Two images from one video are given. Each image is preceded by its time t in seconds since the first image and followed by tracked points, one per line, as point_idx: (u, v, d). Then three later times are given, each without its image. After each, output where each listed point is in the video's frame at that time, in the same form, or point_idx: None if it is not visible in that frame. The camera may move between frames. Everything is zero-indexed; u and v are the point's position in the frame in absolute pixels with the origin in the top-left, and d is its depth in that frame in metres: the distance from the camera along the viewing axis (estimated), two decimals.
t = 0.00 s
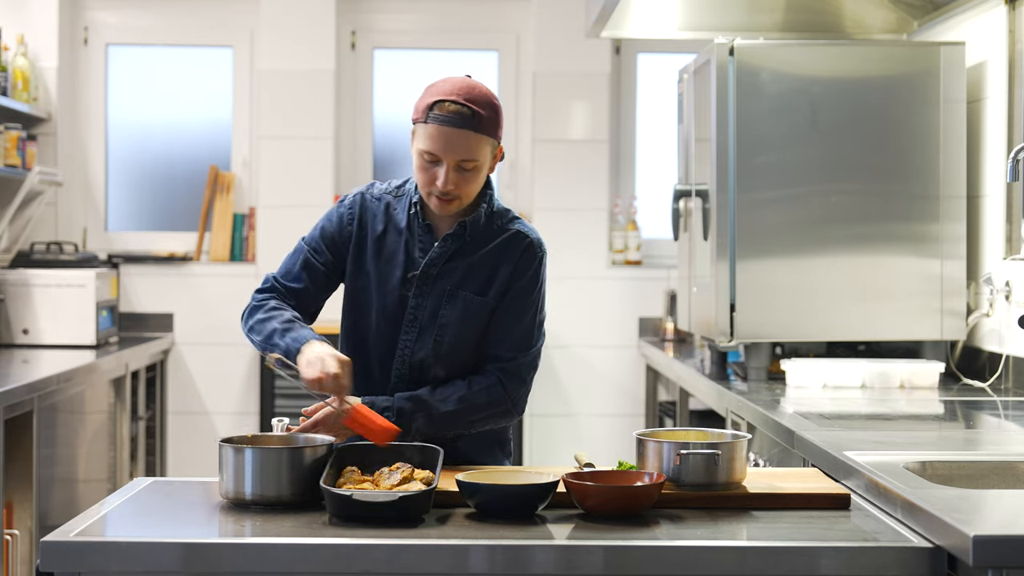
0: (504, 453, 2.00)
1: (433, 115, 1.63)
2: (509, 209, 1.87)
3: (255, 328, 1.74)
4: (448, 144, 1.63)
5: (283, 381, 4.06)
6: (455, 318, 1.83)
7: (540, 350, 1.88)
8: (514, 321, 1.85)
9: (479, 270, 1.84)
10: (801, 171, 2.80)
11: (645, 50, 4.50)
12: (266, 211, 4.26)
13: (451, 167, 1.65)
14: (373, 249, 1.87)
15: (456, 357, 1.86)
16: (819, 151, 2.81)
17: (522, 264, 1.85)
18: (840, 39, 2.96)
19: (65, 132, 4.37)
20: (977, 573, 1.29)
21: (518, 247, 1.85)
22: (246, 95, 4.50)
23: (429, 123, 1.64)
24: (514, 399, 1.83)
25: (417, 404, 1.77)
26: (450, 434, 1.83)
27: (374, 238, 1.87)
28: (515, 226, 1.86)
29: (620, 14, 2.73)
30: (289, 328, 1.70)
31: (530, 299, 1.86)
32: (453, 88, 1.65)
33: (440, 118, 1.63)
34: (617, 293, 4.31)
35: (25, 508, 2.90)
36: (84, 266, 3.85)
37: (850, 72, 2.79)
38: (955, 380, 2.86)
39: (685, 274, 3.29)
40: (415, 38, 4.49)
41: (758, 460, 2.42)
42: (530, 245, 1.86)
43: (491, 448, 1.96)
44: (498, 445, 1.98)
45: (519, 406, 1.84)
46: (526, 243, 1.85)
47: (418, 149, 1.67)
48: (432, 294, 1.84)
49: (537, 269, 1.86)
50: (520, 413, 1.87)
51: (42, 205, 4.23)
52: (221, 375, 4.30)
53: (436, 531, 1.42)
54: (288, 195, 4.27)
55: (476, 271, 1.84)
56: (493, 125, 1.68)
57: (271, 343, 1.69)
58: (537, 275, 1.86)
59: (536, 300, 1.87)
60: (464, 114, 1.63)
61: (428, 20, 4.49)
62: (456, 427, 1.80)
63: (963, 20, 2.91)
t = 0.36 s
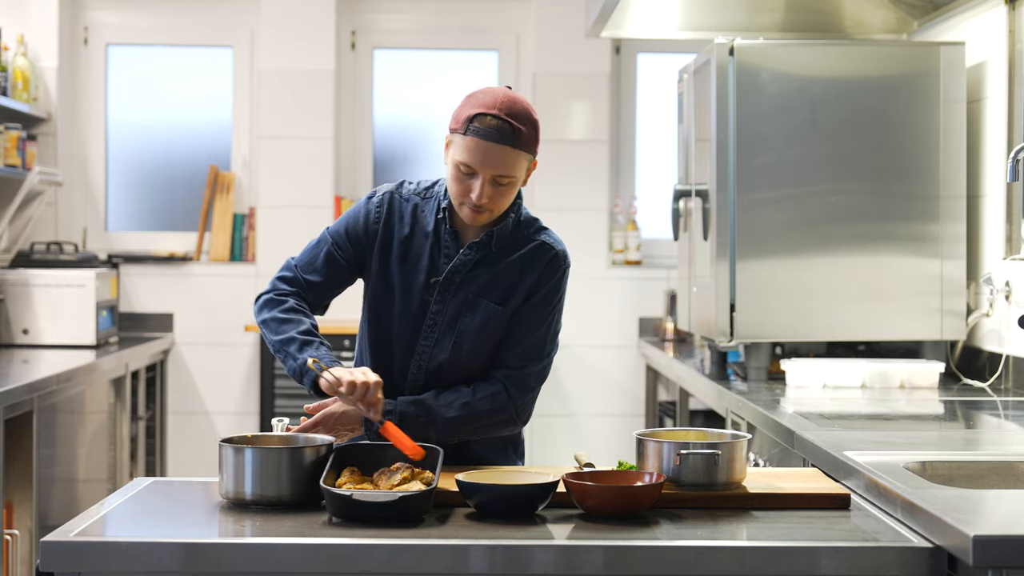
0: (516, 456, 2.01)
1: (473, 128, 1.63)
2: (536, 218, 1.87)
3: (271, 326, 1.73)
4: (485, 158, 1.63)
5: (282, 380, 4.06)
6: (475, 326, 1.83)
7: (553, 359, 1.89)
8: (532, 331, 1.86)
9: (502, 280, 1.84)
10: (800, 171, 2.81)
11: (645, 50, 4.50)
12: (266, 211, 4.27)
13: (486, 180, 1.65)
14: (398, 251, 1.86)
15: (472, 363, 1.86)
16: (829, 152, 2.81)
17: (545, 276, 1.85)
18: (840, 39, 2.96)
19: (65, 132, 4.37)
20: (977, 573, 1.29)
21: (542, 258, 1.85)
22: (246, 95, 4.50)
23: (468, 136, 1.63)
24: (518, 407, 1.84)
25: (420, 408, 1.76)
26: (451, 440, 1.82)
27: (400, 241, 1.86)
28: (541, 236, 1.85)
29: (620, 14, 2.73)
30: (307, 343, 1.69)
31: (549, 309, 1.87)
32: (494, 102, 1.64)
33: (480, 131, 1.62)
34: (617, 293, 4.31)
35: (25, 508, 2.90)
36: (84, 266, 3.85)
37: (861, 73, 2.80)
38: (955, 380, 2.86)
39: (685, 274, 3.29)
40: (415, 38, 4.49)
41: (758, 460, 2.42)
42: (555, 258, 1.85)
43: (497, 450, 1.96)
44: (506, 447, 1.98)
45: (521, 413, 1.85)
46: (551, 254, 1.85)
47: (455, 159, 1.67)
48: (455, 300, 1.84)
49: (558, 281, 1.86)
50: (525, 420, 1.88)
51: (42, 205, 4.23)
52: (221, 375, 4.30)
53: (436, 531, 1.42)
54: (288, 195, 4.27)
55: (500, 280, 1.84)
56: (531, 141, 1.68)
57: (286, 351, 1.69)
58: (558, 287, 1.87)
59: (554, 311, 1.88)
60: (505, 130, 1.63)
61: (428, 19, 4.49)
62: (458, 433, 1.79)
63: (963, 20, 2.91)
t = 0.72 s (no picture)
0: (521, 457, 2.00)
1: (486, 131, 1.63)
2: (545, 221, 1.88)
3: (276, 316, 1.74)
4: (497, 162, 1.63)
5: (282, 380, 4.06)
6: (480, 327, 1.84)
7: (556, 362, 1.89)
8: (535, 334, 1.86)
9: (509, 282, 1.84)
10: (801, 170, 2.81)
11: (645, 50, 4.50)
12: (266, 212, 4.27)
13: (497, 184, 1.65)
14: (406, 250, 1.86)
15: (475, 364, 1.86)
16: (831, 151, 2.81)
17: (551, 279, 1.86)
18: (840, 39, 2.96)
19: (65, 132, 4.37)
20: (977, 573, 1.29)
21: (549, 262, 1.85)
22: (246, 95, 4.50)
23: (481, 138, 1.63)
24: (519, 409, 1.83)
25: (419, 409, 1.76)
26: (451, 442, 1.82)
27: (408, 240, 1.86)
28: (548, 240, 1.86)
29: (620, 14, 2.72)
30: (311, 332, 1.69)
31: (554, 313, 1.87)
32: (509, 106, 1.65)
33: (493, 135, 1.63)
34: (617, 293, 4.31)
35: (25, 508, 2.90)
36: (84, 266, 3.85)
37: (865, 73, 2.79)
38: (955, 379, 2.86)
39: (685, 274, 3.29)
40: (415, 38, 4.49)
41: (758, 460, 2.42)
42: (562, 261, 1.86)
43: (498, 451, 1.95)
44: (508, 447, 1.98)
45: (522, 416, 1.84)
46: (558, 258, 1.85)
47: (466, 162, 1.67)
48: (460, 301, 1.84)
49: (564, 285, 1.87)
50: (526, 423, 1.88)
51: (42, 205, 4.23)
52: (221, 375, 4.30)
53: (436, 531, 1.42)
54: (288, 195, 4.27)
55: (506, 282, 1.84)
56: (544, 147, 1.68)
57: (289, 340, 1.69)
58: (564, 292, 1.87)
59: (559, 315, 1.88)
60: (519, 135, 1.63)
61: (427, 19, 4.49)
62: (457, 435, 1.79)
63: (963, 20, 2.91)
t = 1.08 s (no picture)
0: (518, 456, 2.01)
1: (488, 132, 1.63)
2: (543, 221, 1.88)
3: (280, 309, 1.71)
4: (498, 163, 1.63)
5: (282, 380, 4.06)
6: (480, 327, 1.84)
7: (555, 362, 1.89)
8: (535, 334, 1.87)
9: (508, 282, 1.84)
10: (801, 170, 2.81)
11: (645, 50, 4.50)
12: (266, 212, 4.27)
13: (498, 186, 1.65)
14: (406, 250, 1.86)
15: (475, 364, 1.87)
16: (831, 151, 2.81)
17: (550, 279, 1.86)
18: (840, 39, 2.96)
19: (65, 132, 4.37)
20: (977, 573, 1.29)
21: (548, 262, 1.86)
22: (246, 95, 4.50)
23: (482, 139, 1.63)
24: (518, 409, 1.84)
25: (418, 410, 1.76)
26: (451, 442, 1.82)
27: (408, 240, 1.86)
28: (547, 240, 1.86)
29: (620, 14, 2.72)
30: (319, 322, 1.67)
31: (552, 313, 1.87)
32: (510, 107, 1.64)
33: (495, 136, 1.62)
34: (616, 293, 4.31)
35: (25, 508, 2.90)
36: (84, 266, 3.85)
37: (864, 73, 2.79)
38: (955, 379, 2.86)
39: (685, 273, 3.29)
40: (415, 38, 4.49)
41: (758, 460, 2.42)
42: (560, 261, 1.87)
43: (497, 450, 1.96)
44: (507, 446, 1.98)
45: (521, 415, 1.85)
46: (556, 258, 1.86)
47: (467, 163, 1.66)
48: (460, 301, 1.84)
49: (563, 286, 1.87)
50: (524, 422, 1.88)
51: (42, 205, 4.23)
52: (221, 375, 4.30)
53: (436, 531, 1.42)
54: (288, 195, 4.27)
55: (505, 283, 1.84)
56: (545, 149, 1.68)
57: (297, 331, 1.67)
58: (562, 292, 1.88)
59: (558, 315, 1.88)
60: (520, 136, 1.63)
61: (428, 19, 4.49)
62: (457, 435, 1.79)
63: (963, 20, 2.91)
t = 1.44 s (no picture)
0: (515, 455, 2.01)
1: (483, 131, 1.63)
2: (539, 221, 1.88)
3: (283, 316, 1.72)
4: (494, 162, 1.63)
5: (282, 380, 4.06)
6: (478, 327, 1.84)
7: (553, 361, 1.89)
8: (532, 333, 1.87)
9: (505, 282, 1.84)
10: (800, 170, 2.81)
11: (645, 50, 4.50)
12: (266, 211, 4.26)
13: (493, 184, 1.65)
14: (403, 251, 1.85)
15: (473, 364, 1.87)
16: (830, 152, 2.81)
17: (546, 278, 1.86)
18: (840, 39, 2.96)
19: (65, 132, 4.37)
20: (977, 573, 1.29)
21: (545, 261, 1.86)
22: (246, 95, 4.50)
23: (478, 138, 1.63)
24: (517, 409, 1.84)
25: (417, 410, 1.76)
26: (451, 442, 1.82)
27: (405, 241, 1.86)
28: (543, 239, 1.86)
29: (620, 14, 2.72)
30: (326, 331, 1.69)
31: (549, 312, 1.87)
32: (505, 105, 1.64)
33: (490, 134, 1.62)
34: (616, 293, 4.31)
35: (25, 508, 2.90)
36: (84, 266, 3.85)
37: (863, 72, 2.79)
38: (955, 379, 2.86)
39: (685, 274, 3.29)
40: (415, 38, 4.49)
41: (758, 460, 2.42)
42: (557, 260, 1.86)
43: (496, 449, 1.96)
44: (505, 446, 1.98)
45: (520, 415, 1.85)
46: (553, 257, 1.86)
47: (462, 161, 1.66)
48: (457, 301, 1.84)
49: (560, 284, 1.88)
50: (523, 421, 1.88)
51: (42, 205, 4.23)
52: (221, 375, 4.30)
53: (436, 531, 1.42)
54: (288, 195, 4.27)
55: (503, 282, 1.84)
56: (540, 147, 1.68)
57: (303, 340, 1.68)
58: (558, 290, 1.88)
59: (555, 314, 1.89)
60: (515, 134, 1.63)
61: (428, 19, 4.49)
62: (457, 434, 1.79)
63: (963, 20, 2.91)
